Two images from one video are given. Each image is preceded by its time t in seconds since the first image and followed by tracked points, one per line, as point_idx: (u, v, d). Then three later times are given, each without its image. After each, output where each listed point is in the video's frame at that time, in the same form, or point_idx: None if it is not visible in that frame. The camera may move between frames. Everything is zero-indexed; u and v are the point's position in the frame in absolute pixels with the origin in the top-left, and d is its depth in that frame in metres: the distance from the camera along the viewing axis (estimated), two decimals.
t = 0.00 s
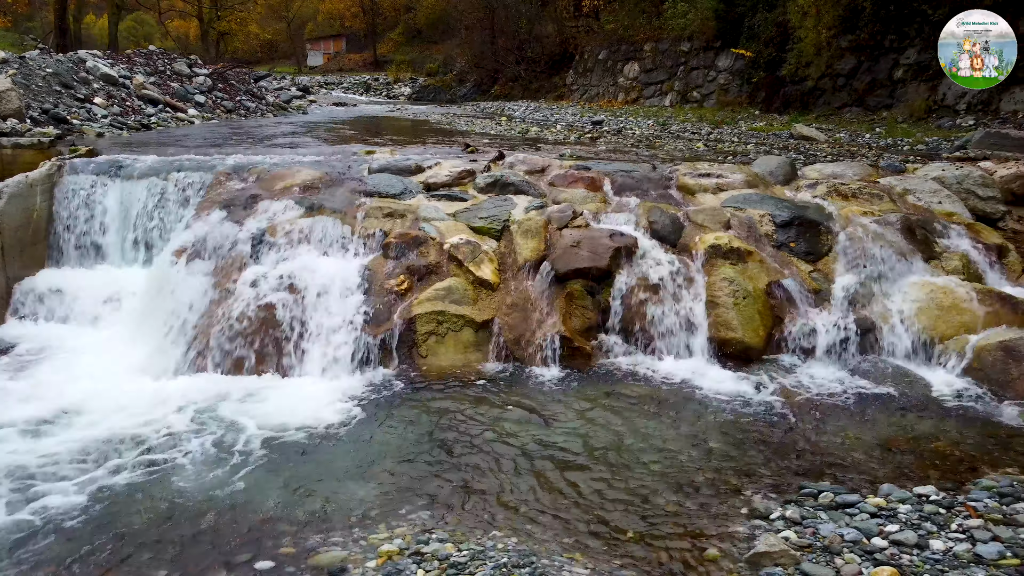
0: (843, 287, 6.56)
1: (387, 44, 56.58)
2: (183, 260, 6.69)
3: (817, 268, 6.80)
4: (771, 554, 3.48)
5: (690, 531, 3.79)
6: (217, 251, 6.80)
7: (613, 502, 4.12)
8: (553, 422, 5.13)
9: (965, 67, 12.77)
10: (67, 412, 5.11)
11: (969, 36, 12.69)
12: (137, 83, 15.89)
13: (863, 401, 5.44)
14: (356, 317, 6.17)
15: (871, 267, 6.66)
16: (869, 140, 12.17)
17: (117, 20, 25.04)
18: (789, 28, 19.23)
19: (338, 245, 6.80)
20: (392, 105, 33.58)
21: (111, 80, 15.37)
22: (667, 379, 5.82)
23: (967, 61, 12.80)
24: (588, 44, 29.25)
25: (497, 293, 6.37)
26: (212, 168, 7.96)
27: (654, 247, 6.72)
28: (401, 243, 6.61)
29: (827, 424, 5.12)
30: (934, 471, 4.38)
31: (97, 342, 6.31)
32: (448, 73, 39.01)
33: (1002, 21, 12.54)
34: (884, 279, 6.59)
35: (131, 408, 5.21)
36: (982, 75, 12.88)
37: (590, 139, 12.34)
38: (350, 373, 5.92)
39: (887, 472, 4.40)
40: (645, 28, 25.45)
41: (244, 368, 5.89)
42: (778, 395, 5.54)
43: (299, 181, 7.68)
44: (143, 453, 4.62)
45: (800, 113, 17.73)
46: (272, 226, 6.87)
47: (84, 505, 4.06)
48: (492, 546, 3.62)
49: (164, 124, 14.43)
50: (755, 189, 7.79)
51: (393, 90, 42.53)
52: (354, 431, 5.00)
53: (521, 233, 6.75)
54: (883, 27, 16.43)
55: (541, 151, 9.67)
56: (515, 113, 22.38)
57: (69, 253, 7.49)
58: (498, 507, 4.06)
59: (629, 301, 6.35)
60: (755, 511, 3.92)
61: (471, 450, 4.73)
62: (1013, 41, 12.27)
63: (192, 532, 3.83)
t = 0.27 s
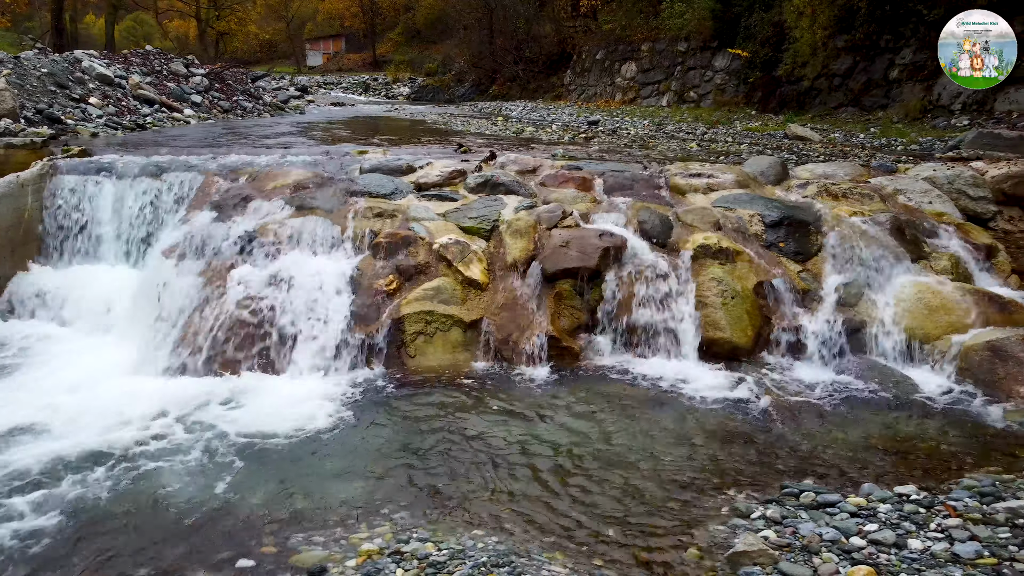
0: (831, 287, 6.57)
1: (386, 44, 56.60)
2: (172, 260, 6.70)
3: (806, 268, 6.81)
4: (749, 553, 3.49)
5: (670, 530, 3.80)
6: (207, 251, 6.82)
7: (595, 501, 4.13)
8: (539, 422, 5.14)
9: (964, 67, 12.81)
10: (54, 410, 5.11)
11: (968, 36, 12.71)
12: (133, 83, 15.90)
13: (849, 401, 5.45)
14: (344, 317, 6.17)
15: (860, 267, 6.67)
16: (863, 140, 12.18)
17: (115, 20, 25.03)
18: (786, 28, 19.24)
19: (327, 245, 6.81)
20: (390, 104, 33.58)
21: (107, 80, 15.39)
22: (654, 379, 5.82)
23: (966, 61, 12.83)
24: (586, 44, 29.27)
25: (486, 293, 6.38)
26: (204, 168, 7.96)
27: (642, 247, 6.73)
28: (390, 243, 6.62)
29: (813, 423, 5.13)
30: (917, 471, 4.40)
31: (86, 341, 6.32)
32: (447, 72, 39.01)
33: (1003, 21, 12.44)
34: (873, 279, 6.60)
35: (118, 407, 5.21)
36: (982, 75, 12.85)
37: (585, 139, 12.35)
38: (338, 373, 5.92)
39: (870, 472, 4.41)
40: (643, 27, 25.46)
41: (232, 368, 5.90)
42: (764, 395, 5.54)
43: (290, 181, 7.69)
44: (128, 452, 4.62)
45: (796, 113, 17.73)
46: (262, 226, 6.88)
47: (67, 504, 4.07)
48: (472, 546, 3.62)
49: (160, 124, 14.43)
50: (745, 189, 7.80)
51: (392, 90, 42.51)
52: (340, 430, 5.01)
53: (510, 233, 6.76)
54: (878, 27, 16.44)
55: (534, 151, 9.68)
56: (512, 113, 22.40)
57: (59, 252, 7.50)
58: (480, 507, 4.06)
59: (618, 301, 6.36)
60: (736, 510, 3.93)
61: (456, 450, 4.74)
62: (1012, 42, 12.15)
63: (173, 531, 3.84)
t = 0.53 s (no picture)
0: (820, 287, 6.58)
1: (386, 45, 56.62)
2: (161, 260, 6.71)
3: (795, 268, 6.82)
4: (728, 552, 3.49)
5: (652, 529, 3.81)
6: (196, 250, 6.82)
7: (577, 501, 4.13)
8: (525, 421, 5.15)
9: (965, 66, 12.83)
10: (41, 409, 5.12)
11: (969, 36, 12.76)
12: (128, 82, 15.90)
13: (836, 401, 5.45)
14: (333, 316, 6.18)
15: (849, 267, 6.68)
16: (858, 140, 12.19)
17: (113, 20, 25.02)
18: (782, 28, 19.24)
19: (317, 245, 6.81)
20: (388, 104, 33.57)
21: (103, 80, 15.39)
22: (642, 379, 5.82)
23: (966, 61, 12.85)
24: (584, 44, 29.28)
25: (475, 293, 6.39)
26: (195, 168, 7.97)
27: (632, 247, 6.73)
28: (379, 243, 6.63)
29: (799, 423, 5.13)
30: (900, 470, 4.40)
31: (75, 340, 6.32)
32: (445, 72, 39.01)
33: (1003, 21, 12.44)
34: (862, 279, 6.60)
35: (105, 406, 5.21)
36: (982, 75, 12.88)
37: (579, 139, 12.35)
38: (326, 372, 5.93)
39: (853, 471, 4.41)
40: (640, 27, 25.47)
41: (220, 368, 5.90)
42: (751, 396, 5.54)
43: (280, 180, 7.69)
44: (114, 450, 4.63)
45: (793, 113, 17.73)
46: (252, 226, 6.89)
47: (51, 503, 4.07)
48: (453, 545, 3.63)
49: (155, 124, 14.43)
50: (736, 189, 7.80)
51: (390, 90, 42.48)
52: (327, 429, 5.02)
53: (499, 233, 6.76)
54: (874, 27, 16.44)
55: (526, 151, 9.69)
56: (509, 113, 22.41)
57: (48, 251, 7.48)
58: (462, 506, 4.07)
59: (607, 301, 6.36)
60: (718, 510, 3.93)
61: (441, 450, 4.74)
62: (1013, 41, 12.17)
63: (155, 530, 3.85)
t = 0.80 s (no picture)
0: (811, 287, 6.59)
1: (385, 45, 56.63)
2: (153, 260, 6.72)
3: (786, 268, 6.83)
4: (711, 552, 3.49)
5: (636, 529, 3.81)
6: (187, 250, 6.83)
7: (562, 500, 4.14)
8: (513, 421, 5.16)
9: (965, 66, 12.83)
10: (31, 410, 5.13)
11: (969, 36, 12.75)
12: (125, 82, 15.91)
13: (824, 401, 5.46)
14: (323, 316, 6.19)
15: (840, 267, 6.68)
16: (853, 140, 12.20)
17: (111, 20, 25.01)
18: (779, 28, 19.25)
19: (308, 245, 6.82)
20: (386, 104, 33.56)
21: (99, 80, 15.39)
22: (632, 379, 5.83)
23: (966, 61, 12.86)
24: (582, 44, 29.30)
25: (466, 293, 6.40)
26: (188, 168, 7.97)
27: (622, 246, 6.75)
28: (370, 243, 6.64)
29: (787, 423, 5.14)
30: (886, 470, 4.41)
31: (67, 341, 6.33)
32: (444, 73, 39.01)
33: (1003, 21, 12.46)
34: (852, 279, 6.61)
35: (95, 407, 5.22)
36: (982, 75, 12.84)
37: (575, 139, 12.36)
38: (316, 372, 5.93)
39: (839, 471, 4.42)
40: (638, 28, 25.49)
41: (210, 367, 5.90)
42: (740, 395, 5.55)
43: (273, 180, 7.70)
44: (103, 451, 4.64)
45: (789, 113, 17.71)
46: (244, 226, 6.90)
47: (38, 504, 4.08)
48: (436, 544, 3.64)
49: (152, 124, 14.43)
50: (728, 189, 7.81)
51: (389, 90, 42.48)
52: (316, 429, 5.04)
53: (491, 233, 6.77)
54: (871, 27, 16.46)
55: (520, 151, 9.70)
56: (507, 113, 22.41)
57: (41, 251, 7.48)
58: (447, 505, 4.08)
59: (597, 300, 6.37)
60: (702, 509, 3.94)
61: (429, 449, 4.75)
62: (1013, 41, 12.19)
63: (140, 530, 3.85)
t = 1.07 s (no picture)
0: (800, 287, 6.59)
1: (384, 45, 56.65)
2: (143, 259, 6.73)
3: (776, 268, 6.83)
4: (691, 551, 3.49)
5: (618, 529, 3.81)
6: (178, 250, 6.83)
7: (546, 500, 4.15)
8: (501, 421, 5.16)
9: (965, 66, 12.77)
10: (19, 410, 5.12)
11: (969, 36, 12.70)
12: (122, 82, 15.92)
13: (812, 401, 5.46)
14: (313, 316, 6.19)
15: (830, 267, 6.69)
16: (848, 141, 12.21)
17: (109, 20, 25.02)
18: (775, 28, 19.26)
19: (299, 245, 6.83)
20: (384, 104, 33.54)
21: (96, 80, 15.41)
22: (620, 379, 5.84)
23: (966, 61, 12.80)
24: (580, 44, 29.31)
25: (456, 293, 6.41)
26: (180, 167, 7.97)
27: (613, 247, 6.75)
28: (361, 242, 6.65)
29: (774, 422, 5.14)
30: (871, 469, 4.41)
31: (56, 340, 6.32)
32: (443, 73, 39.01)
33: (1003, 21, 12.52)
34: (843, 278, 6.62)
35: (83, 406, 5.22)
36: (982, 75, 12.77)
37: (569, 139, 12.37)
38: (305, 371, 5.94)
39: (824, 470, 4.42)
40: (636, 28, 25.50)
41: (199, 367, 5.90)
42: (727, 395, 5.56)
43: (265, 180, 7.71)
44: (89, 450, 4.64)
45: (786, 113, 17.65)
46: (234, 226, 6.91)
47: (23, 504, 4.08)
48: (418, 543, 3.64)
49: (148, 124, 14.44)
50: (719, 189, 7.82)
51: (388, 90, 42.48)
52: (303, 428, 5.05)
53: (481, 233, 6.78)
54: (867, 27, 16.47)
55: (514, 151, 9.71)
56: (504, 113, 22.41)
57: (32, 251, 7.48)
58: (431, 505, 4.08)
59: (586, 300, 6.38)
60: (685, 509, 3.94)
61: (415, 449, 4.76)
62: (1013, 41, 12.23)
63: (124, 529, 3.86)
